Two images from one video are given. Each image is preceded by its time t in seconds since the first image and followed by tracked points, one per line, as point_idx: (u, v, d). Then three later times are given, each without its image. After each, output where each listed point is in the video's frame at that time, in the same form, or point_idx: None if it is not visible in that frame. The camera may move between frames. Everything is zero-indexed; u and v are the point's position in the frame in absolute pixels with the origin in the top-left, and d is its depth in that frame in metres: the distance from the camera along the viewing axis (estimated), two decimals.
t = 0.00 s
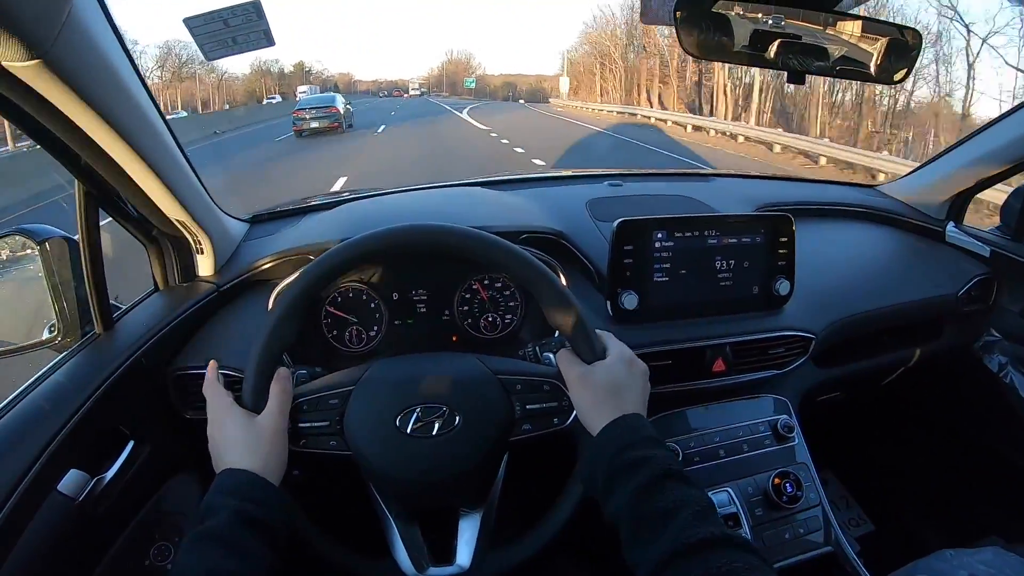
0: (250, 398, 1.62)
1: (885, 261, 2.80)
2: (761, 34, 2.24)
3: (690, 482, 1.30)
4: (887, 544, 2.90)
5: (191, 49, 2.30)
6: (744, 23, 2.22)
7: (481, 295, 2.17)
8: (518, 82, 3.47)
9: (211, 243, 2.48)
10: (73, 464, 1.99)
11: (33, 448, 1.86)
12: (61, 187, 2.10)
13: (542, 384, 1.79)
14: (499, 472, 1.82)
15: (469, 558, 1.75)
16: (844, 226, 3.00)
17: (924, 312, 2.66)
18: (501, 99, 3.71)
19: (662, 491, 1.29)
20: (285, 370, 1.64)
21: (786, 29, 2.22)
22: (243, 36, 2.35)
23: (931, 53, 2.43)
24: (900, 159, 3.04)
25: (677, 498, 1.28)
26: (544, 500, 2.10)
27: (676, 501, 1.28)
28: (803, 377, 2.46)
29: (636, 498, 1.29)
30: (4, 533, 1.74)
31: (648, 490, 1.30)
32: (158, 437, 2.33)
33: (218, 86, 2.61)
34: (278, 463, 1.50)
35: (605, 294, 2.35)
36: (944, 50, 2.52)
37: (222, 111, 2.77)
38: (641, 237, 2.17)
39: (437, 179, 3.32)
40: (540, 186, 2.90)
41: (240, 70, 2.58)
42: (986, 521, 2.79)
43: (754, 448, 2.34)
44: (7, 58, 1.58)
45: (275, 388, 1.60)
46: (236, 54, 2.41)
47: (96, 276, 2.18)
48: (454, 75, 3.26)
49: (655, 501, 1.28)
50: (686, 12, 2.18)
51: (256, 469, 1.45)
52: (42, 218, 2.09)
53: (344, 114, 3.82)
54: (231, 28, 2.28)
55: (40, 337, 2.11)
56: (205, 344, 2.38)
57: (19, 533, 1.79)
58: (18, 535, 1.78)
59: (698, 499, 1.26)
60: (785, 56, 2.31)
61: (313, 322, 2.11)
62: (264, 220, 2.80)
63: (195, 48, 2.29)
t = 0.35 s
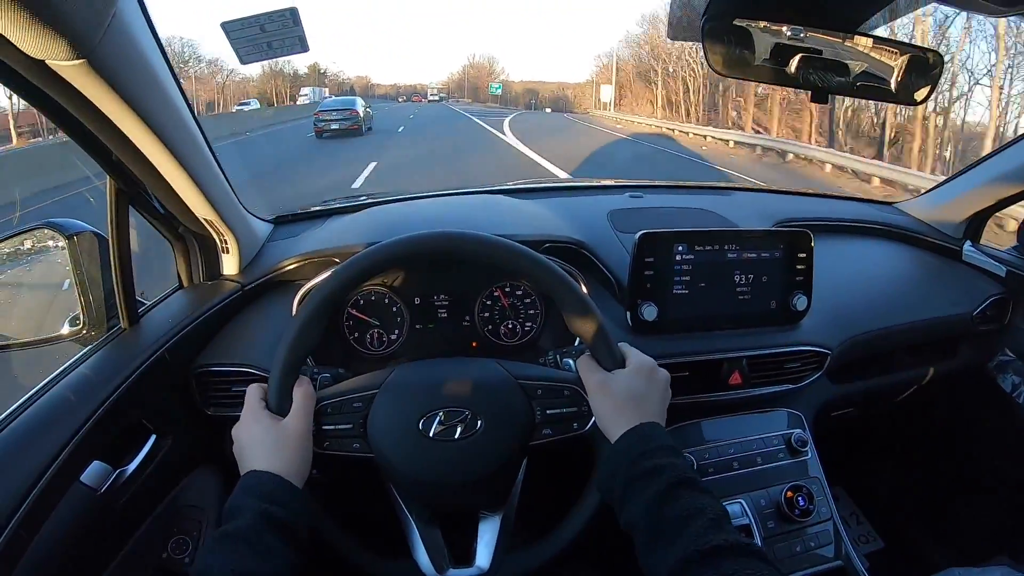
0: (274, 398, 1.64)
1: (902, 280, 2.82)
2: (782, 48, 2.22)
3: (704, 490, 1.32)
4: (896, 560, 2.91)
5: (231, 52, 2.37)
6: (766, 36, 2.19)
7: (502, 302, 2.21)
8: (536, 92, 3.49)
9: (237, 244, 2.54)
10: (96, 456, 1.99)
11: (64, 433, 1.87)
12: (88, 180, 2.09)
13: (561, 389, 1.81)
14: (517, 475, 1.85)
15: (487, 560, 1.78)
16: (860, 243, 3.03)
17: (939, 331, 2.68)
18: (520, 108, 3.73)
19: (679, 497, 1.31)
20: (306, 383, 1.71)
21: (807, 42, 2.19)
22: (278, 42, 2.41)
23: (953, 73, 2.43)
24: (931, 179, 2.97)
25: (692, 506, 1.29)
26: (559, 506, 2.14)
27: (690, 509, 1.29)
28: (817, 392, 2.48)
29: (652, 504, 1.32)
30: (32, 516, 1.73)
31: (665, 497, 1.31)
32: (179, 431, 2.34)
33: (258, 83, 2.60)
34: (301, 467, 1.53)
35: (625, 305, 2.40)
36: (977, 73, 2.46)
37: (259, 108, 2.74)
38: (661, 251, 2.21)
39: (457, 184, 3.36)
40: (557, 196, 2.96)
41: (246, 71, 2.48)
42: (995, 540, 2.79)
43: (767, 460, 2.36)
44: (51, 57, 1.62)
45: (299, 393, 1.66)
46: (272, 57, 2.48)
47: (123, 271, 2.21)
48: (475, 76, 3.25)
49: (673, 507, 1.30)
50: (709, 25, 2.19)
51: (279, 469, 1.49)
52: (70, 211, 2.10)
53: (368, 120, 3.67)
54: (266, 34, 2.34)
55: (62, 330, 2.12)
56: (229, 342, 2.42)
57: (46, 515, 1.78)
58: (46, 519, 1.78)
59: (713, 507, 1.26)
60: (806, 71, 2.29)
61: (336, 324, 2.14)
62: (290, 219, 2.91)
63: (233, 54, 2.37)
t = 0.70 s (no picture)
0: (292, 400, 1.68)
1: (916, 298, 2.82)
2: (802, 62, 2.23)
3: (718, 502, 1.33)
4: None
5: (259, 59, 2.44)
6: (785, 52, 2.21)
7: (518, 311, 2.24)
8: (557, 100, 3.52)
9: (258, 245, 2.58)
10: (116, 450, 2.02)
11: (85, 425, 1.90)
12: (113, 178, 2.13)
13: (574, 399, 1.84)
14: (530, 483, 1.87)
15: (498, 565, 1.81)
16: (875, 261, 3.04)
17: (951, 350, 2.68)
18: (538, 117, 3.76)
19: (689, 510, 1.33)
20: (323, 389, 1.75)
21: (824, 56, 2.22)
22: (306, 51, 2.50)
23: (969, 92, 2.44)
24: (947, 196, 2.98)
25: (703, 519, 1.31)
26: (568, 513, 2.17)
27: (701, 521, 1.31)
28: (828, 408, 2.50)
29: (663, 515, 1.34)
30: (49, 506, 1.75)
31: (675, 508, 1.33)
32: (196, 426, 2.37)
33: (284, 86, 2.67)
34: (317, 469, 1.57)
35: (638, 316, 2.43)
36: (993, 93, 2.47)
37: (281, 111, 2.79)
38: (676, 265, 2.23)
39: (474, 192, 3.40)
40: (575, 208, 2.99)
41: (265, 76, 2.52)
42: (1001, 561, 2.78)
43: (776, 475, 2.38)
44: (87, 61, 1.66)
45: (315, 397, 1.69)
46: (299, 66, 2.56)
47: (146, 270, 2.25)
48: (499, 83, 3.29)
49: (683, 518, 1.31)
50: (727, 40, 2.20)
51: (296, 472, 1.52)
52: (93, 207, 2.13)
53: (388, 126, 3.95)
54: (294, 42, 2.42)
55: (82, 326, 2.14)
56: (247, 342, 2.46)
57: (65, 505, 1.81)
58: (64, 509, 1.80)
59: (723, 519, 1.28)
60: (824, 88, 2.28)
61: (354, 328, 2.17)
62: (310, 224, 2.95)
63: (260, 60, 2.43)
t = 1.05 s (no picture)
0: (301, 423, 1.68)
1: (925, 307, 2.82)
2: (813, 71, 2.24)
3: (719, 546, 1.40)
4: None
5: (274, 68, 2.48)
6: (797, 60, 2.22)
7: (529, 318, 2.26)
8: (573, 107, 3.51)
9: (271, 250, 2.61)
10: (129, 450, 2.05)
11: (99, 426, 1.92)
12: (129, 181, 2.16)
13: (584, 406, 1.84)
14: (538, 489, 1.88)
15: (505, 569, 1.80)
16: (884, 270, 3.04)
17: (960, 360, 2.69)
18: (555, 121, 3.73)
19: (700, 548, 1.38)
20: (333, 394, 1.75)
21: (836, 64, 2.23)
22: (321, 59, 2.53)
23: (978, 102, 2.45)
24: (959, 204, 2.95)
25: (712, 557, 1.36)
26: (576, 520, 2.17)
27: (713, 559, 1.37)
28: (837, 417, 2.50)
29: (675, 547, 1.40)
30: (62, 505, 1.77)
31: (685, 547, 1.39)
32: (209, 429, 2.39)
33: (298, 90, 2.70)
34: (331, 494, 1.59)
35: (647, 323, 2.44)
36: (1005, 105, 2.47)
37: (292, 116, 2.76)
38: (686, 273, 2.24)
39: (485, 198, 3.43)
40: (585, 216, 3.01)
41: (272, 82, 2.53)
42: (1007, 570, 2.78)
43: (783, 484, 2.39)
44: (108, 69, 1.69)
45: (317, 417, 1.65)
46: (314, 74, 2.60)
47: (161, 273, 2.28)
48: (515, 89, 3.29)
49: (694, 560, 1.37)
50: (737, 49, 2.22)
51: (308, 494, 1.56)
52: (105, 210, 2.14)
53: (405, 130, 3.89)
54: (309, 52, 2.46)
55: (96, 327, 2.14)
56: (260, 346, 2.49)
57: (78, 503, 1.83)
58: (78, 508, 1.82)
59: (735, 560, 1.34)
60: (835, 95, 2.30)
61: (366, 334, 2.20)
62: (322, 228, 2.98)
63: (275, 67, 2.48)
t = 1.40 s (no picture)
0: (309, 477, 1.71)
1: (929, 306, 2.83)
2: (818, 71, 2.22)
3: None
4: None
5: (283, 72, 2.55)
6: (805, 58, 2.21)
7: (533, 317, 2.29)
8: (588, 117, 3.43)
9: (279, 251, 2.66)
10: (139, 447, 2.07)
11: (110, 423, 1.95)
12: (141, 185, 2.20)
13: (587, 403, 1.85)
14: (542, 486, 1.90)
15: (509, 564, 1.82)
16: (887, 269, 3.05)
17: (964, 358, 2.69)
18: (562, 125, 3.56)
19: None
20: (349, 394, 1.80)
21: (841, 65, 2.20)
22: (326, 64, 2.58)
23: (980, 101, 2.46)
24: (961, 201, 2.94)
25: None
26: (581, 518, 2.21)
27: None
28: (840, 415, 2.52)
29: None
30: (73, 502, 1.80)
31: None
32: (218, 427, 2.43)
33: (302, 91, 2.75)
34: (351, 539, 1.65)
35: (650, 323, 2.46)
36: (1009, 105, 2.48)
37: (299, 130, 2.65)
38: (689, 272, 2.27)
39: (490, 200, 3.47)
40: (589, 217, 3.04)
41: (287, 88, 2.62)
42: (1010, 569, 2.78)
43: (787, 481, 2.41)
44: (122, 75, 1.73)
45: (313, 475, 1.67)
46: (320, 79, 2.65)
47: (172, 275, 2.31)
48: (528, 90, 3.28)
49: None
50: (738, 50, 2.23)
51: (351, 553, 1.63)
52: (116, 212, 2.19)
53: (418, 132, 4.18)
54: (316, 58, 2.52)
55: (107, 329, 2.18)
56: (268, 346, 2.53)
57: (90, 499, 1.86)
58: (90, 503, 1.85)
59: None
60: (839, 95, 2.29)
61: (372, 334, 2.24)
62: (329, 231, 3.02)
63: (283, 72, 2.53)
